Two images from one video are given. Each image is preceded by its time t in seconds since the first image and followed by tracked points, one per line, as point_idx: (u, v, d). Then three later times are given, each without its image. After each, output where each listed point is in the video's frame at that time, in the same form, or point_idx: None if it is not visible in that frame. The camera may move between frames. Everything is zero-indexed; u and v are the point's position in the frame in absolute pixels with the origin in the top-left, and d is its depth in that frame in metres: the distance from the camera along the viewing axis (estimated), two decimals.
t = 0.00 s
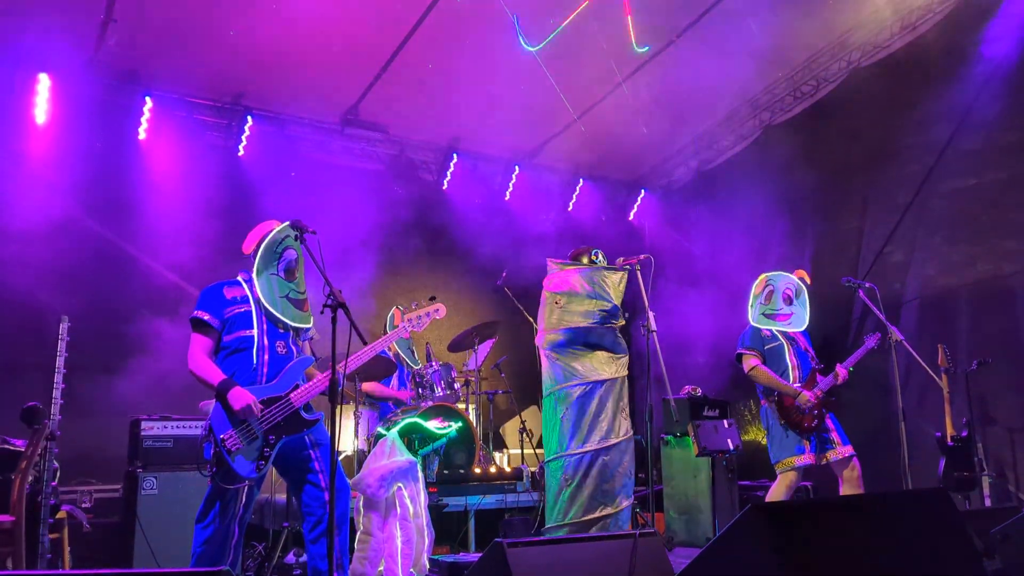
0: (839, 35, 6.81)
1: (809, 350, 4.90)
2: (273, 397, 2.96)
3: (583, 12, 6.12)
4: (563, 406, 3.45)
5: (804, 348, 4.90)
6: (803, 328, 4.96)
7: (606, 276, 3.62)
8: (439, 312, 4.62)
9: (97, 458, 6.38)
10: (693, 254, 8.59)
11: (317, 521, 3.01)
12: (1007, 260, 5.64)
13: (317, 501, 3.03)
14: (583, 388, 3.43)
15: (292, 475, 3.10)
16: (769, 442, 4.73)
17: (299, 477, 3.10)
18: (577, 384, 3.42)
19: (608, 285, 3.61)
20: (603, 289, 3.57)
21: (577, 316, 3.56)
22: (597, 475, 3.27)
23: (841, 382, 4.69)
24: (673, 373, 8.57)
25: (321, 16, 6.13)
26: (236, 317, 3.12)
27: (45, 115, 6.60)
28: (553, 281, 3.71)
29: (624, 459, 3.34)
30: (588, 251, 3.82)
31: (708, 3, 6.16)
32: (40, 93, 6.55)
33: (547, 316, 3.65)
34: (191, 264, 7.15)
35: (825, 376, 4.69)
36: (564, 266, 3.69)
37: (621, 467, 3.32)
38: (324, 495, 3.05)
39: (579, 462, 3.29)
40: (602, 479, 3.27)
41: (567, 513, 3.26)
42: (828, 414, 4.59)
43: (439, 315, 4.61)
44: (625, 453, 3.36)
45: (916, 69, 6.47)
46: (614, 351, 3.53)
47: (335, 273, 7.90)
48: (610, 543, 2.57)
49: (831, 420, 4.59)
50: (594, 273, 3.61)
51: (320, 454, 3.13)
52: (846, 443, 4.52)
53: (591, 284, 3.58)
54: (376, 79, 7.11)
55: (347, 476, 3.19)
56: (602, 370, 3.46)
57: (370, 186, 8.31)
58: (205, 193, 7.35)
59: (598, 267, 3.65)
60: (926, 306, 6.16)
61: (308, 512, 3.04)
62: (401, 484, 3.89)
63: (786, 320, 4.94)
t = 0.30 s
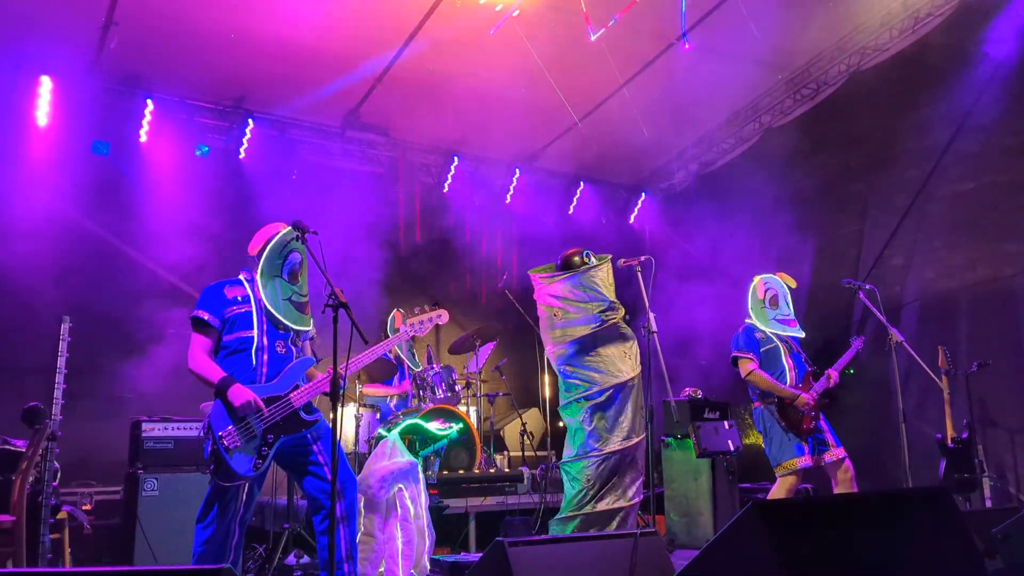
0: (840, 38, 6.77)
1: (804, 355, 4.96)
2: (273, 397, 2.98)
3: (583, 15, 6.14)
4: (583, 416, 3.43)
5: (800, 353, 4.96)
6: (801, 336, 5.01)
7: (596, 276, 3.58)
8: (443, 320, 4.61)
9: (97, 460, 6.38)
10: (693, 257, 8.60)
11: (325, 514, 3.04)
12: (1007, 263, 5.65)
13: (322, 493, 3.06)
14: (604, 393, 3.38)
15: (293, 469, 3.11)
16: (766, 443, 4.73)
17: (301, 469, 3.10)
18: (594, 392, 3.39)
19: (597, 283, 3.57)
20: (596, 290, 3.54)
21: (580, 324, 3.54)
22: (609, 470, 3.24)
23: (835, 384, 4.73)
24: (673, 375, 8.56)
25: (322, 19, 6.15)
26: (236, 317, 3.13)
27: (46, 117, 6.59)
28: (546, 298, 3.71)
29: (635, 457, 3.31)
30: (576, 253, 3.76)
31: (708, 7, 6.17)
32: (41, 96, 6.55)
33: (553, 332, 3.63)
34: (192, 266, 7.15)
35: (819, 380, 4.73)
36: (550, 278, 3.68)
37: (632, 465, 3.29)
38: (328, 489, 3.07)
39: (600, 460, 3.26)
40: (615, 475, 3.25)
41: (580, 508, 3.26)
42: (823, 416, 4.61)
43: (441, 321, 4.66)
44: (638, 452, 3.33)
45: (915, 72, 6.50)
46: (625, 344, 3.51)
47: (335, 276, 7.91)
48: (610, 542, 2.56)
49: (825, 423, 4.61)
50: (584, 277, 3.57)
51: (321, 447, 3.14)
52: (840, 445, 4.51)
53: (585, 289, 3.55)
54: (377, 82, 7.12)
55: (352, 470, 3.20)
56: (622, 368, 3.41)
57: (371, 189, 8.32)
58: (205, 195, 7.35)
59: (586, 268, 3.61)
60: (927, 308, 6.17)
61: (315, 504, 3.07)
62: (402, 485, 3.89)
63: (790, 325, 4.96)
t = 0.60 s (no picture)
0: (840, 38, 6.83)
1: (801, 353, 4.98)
2: (269, 393, 2.98)
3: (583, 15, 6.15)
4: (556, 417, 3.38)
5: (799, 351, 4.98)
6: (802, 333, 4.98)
7: (576, 278, 3.43)
8: (440, 320, 4.58)
9: (98, 460, 6.38)
10: (694, 257, 8.61)
11: (322, 512, 3.09)
12: (1007, 262, 5.67)
13: (320, 493, 3.10)
14: (570, 395, 3.31)
15: (291, 467, 3.14)
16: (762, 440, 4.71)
17: (298, 468, 3.14)
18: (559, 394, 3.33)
19: (580, 285, 3.43)
20: (573, 292, 3.41)
21: (555, 325, 3.44)
22: (594, 472, 3.16)
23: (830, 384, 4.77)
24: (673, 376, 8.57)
25: (323, 20, 6.16)
26: (235, 313, 3.14)
27: (47, 116, 6.62)
28: (535, 294, 3.62)
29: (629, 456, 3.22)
30: (569, 251, 3.62)
31: (707, 7, 6.19)
32: (43, 96, 6.59)
33: (534, 330, 3.56)
34: (192, 266, 7.16)
35: (816, 378, 4.76)
36: (538, 276, 3.57)
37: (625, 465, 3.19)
38: (326, 487, 3.11)
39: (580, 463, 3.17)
40: (606, 475, 3.16)
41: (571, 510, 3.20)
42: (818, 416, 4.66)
43: (439, 323, 4.62)
44: (630, 450, 3.23)
45: (914, 73, 6.52)
46: (612, 350, 3.39)
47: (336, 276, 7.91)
48: (610, 538, 2.56)
49: (819, 423, 4.65)
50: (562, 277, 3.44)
51: (319, 446, 3.16)
52: (831, 444, 4.56)
53: (561, 291, 3.43)
54: (377, 83, 7.14)
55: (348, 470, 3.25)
56: (595, 372, 3.32)
57: (371, 189, 8.32)
58: (206, 195, 7.35)
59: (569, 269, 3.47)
60: (926, 308, 6.18)
61: (311, 504, 3.11)
62: (403, 483, 3.89)
63: (793, 322, 4.92)
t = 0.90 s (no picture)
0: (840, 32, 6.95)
1: (812, 347, 4.91)
2: (270, 384, 3.01)
3: (583, 10, 6.17)
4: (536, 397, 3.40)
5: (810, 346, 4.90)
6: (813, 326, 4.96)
7: (577, 264, 3.49)
8: (434, 315, 4.55)
9: (101, 455, 6.41)
10: (694, 253, 8.61)
11: (319, 505, 3.05)
12: (1007, 256, 5.68)
13: (317, 485, 3.07)
14: (549, 375, 3.33)
15: (290, 460, 3.12)
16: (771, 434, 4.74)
17: (297, 461, 3.11)
18: (540, 372, 3.37)
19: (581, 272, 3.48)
20: (570, 277, 3.46)
21: (547, 307, 3.49)
22: (567, 462, 3.18)
23: (841, 378, 4.72)
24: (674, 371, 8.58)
25: (324, 15, 6.18)
26: (234, 306, 3.16)
27: (48, 113, 6.57)
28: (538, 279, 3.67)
29: (607, 445, 3.22)
30: (580, 242, 3.68)
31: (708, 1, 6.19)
32: (45, 91, 6.52)
33: (529, 311, 3.59)
34: (193, 261, 7.17)
35: (825, 372, 4.73)
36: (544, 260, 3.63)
37: (607, 456, 3.20)
38: (324, 480, 3.08)
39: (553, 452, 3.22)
40: (585, 464, 3.17)
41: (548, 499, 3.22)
42: (825, 408, 4.65)
43: (435, 317, 4.60)
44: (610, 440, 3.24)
45: (914, 68, 6.52)
46: (601, 345, 3.36)
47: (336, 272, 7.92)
48: (613, 528, 2.57)
49: (829, 416, 4.63)
50: (563, 262, 3.51)
51: (316, 438, 3.13)
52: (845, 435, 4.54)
53: (560, 274, 3.49)
54: (378, 78, 7.15)
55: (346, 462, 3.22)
56: (575, 357, 3.32)
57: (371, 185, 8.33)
58: (207, 192, 7.36)
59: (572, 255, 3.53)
60: (927, 302, 6.19)
61: (309, 497, 3.08)
62: (405, 475, 3.91)
63: (805, 315, 4.90)
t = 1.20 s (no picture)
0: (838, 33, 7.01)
1: (828, 346, 4.89)
2: (271, 380, 3.01)
3: (582, 8, 6.17)
4: (550, 395, 3.34)
5: (825, 345, 4.88)
6: (830, 323, 4.96)
7: (604, 272, 3.47)
8: (435, 308, 4.60)
9: (103, 453, 6.43)
10: (694, 252, 8.63)
11: (317, 502, 3.07)
12: (1006, 255, 5.68)
13: (316, 482, 3.10)
14: (568, 378, 3.30)
15: (290, 457, 3.14)
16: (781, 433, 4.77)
17: (296, 458, 3.13)
18: (563, 372, 3.31)
19: (605, 280, 3.46)
20: (599, 284, 3.43)
21: (570, 309, 3.42)
22: (581, 462, 3.14)
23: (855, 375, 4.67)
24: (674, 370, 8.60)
25: (323, 14, 6.18)
26: (235, 302, 3.17)
27: (49, 112, 6.63)
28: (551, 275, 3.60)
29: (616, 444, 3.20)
30: (593, 246, 3.67)
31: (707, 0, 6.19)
32: (45, 90, 6.58)
33: (542, 308, 3.53)
34: (194, 260, 7.18)
35: (838, 368, 4.72)
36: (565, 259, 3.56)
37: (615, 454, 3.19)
38: (322, 477, 3.11)
39: (567, 451, 3.17)
40: (597, 463, 3.13)
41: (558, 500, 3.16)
42: (841, 408, 4.57)
43: (434, 312, 4.61)
44: (620, 440, 3.22)
45: (913, 69, 6.54)
46: (609, 350, 3.39)
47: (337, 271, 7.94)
48: (614, 524, 2.57)
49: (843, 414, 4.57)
50: (591, 267, 3.47)
51: (316, 435, 3.16)
52: (857, 433, 4.49)
53: (587, 278, 3.44)
54: (378, 77, 7.15)
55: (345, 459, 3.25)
56: (592, 361, 3.31)
57: (372, 185, 8.34)
58: (209, 193, 7.38)
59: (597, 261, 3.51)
60: (926, 300, 6.20)
61: (308, 494, 3.10)
62: (406, 472, 3.94)
63: (819, 312, 4.93)
